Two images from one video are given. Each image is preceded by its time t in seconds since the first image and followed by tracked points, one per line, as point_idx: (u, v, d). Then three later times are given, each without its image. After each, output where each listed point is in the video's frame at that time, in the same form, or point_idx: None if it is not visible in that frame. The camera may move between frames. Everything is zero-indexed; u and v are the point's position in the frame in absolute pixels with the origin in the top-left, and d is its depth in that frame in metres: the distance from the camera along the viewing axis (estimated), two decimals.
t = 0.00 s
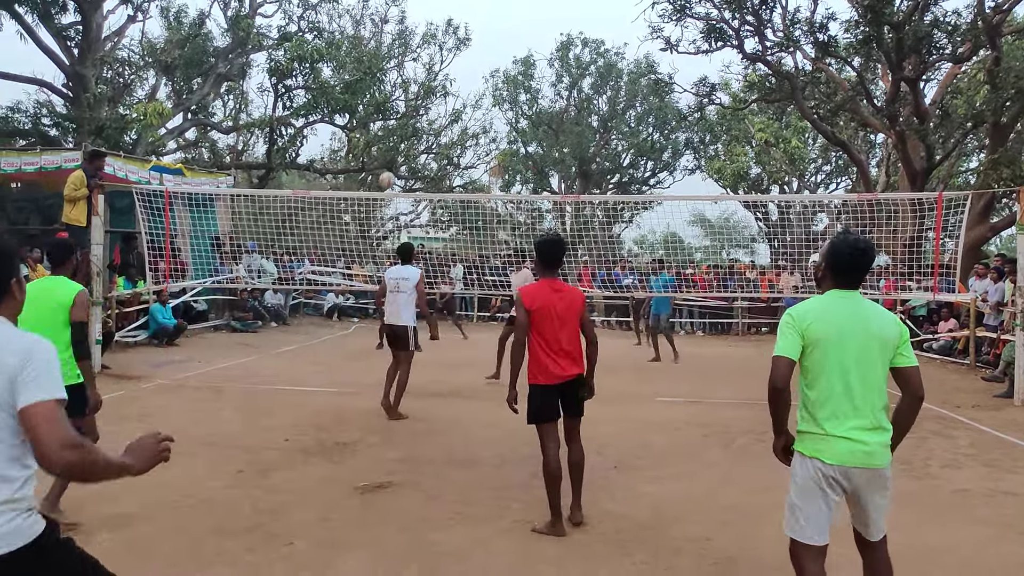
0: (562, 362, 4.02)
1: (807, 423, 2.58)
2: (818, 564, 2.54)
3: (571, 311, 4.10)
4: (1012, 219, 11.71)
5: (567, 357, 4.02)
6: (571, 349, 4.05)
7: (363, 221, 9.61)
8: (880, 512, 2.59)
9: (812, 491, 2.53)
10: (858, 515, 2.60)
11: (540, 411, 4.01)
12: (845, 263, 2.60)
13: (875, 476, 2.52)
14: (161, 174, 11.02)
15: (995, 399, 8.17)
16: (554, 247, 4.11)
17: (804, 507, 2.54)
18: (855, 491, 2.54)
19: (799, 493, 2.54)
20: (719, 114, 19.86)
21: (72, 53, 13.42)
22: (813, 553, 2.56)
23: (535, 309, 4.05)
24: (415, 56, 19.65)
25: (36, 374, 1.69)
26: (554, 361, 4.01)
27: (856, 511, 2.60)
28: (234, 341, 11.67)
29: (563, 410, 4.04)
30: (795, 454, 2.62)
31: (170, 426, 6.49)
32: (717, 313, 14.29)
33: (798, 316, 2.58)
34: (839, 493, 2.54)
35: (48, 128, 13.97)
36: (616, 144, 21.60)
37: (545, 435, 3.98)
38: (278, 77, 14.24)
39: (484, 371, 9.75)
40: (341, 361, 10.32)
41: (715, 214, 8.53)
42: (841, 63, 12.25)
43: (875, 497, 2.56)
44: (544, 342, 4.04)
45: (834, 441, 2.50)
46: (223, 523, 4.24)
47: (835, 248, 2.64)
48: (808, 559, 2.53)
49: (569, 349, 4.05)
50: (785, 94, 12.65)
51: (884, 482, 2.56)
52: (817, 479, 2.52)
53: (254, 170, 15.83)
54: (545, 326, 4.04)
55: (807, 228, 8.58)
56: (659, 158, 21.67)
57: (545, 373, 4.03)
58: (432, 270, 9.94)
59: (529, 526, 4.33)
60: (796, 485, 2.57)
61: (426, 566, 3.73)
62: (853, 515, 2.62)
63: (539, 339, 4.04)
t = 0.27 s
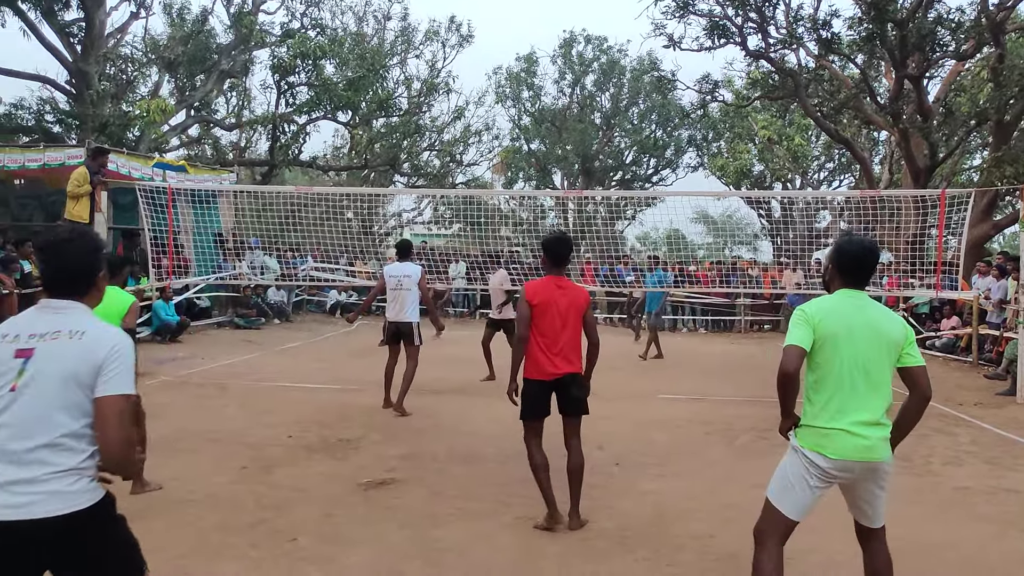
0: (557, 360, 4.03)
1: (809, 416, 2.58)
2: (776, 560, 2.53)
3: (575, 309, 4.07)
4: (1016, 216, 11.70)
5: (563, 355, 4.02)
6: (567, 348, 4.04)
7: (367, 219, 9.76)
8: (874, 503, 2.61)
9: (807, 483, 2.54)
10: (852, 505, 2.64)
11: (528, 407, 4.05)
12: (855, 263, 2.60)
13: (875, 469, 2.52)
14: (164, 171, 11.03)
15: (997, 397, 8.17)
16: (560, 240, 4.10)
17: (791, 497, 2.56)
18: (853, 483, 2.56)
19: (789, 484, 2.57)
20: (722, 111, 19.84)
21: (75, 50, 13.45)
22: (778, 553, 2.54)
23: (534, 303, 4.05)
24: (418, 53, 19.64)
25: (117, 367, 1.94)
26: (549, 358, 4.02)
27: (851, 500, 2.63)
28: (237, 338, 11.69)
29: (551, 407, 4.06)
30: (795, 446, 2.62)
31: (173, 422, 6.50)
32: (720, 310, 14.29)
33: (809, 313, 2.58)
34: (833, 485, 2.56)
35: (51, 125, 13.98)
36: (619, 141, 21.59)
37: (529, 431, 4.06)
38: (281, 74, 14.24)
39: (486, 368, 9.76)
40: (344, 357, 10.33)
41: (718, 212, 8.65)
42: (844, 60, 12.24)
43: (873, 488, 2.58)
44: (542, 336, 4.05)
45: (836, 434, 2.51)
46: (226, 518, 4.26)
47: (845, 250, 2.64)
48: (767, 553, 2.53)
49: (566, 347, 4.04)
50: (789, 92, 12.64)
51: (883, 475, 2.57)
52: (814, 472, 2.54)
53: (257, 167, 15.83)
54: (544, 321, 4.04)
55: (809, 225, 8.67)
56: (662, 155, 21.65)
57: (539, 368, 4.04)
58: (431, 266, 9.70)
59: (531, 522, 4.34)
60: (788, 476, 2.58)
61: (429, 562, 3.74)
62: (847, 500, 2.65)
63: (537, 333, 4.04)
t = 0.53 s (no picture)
0: (544, 356, 3.99)
1: (792, 418, 2.57)
2: (768, 561, 2.53)
3: (568, 309, 4.06)
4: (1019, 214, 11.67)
5: (553, 353, 3.99)
6: (557, 346, 4.01)
7: (370, 217, 9.76)
8: (865, 506, 2.56)
9: (793, 484, 2.51)
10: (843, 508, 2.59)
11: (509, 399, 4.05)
12: (832, 265, 2.60)
13: (860, 469, 2.49)
14: (168, 169, 11.05)
15: (1001, 395, 8.15)
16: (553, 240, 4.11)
17: (776, 498, 2.54)
18: (839, 484, 2.53)
19: (775, 486, 2.54)
20: (725, 109, 19.82)
21: (79, 48, 13.48)
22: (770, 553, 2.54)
23: (527, 301, 4.04)
24: (421, 51, 19.63)
25: (204, 327, 2.18)
26: (536, 353, 3.99)
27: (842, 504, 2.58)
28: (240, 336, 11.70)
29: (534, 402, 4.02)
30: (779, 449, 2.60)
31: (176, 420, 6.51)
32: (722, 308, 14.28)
33: (787, 317, 2.58)
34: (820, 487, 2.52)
35: (55, 123, 14.01)
36: (622, 139, 21.58)
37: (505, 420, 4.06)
38: (284, 72, 14.26)
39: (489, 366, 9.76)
40: (347, 356, 10.34)
41: (721, 210, 8.61)
42: (847, 57, 12.22)
43: (863, 489, 2.54)
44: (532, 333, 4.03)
45: (818, 435, 2.49)
46: (229, 515, 4.26)
47: (823, 253, 2.63)
48: (757, 555, 2.53)
49: (554, 344, 4.02)
50: (792, 89, 12.61)
51: (871, 475, 2.54)
52: (799, 472, 2.51)
53: (260, 165, 15.85)
54: (536, 318, 4.02)
55: (813, 222, 8.62)
56: (665, 153, 21.64)
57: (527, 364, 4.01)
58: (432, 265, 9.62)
59: (533, 520, 4.34)
60: (773, 478, 2.56)
61: (432, 560, 3.74)
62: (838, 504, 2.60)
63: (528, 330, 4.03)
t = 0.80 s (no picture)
0: (513, 367, 3.97)
1: (789, 415, 2.56)
2: (768, 560, 2.53)
3: (538, 317, 4.05)
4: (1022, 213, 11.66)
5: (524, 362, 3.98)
6: (526, 356, 3.99)
7: (371, 216, 9.75)
8: (864, 502, 2.55)
9: (792, 481, 2.50)
10: (840, 504, 2.58)
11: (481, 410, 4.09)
12: (821, 264, 2.61)
13: (857, 464, 2.49)
14: (170, 167, 11.06)
15: (1003, 394, 8.15)
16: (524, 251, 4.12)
17: (773, 496, 2.53)
18: (835, 480, 2.52)
19: (773, 483, 2.53)
20: (727, 108, 19.80)
21: (81, 46, 13.50)
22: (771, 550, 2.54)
23: (495, 311, 4.04)
24: (423, 49, 19.62)
25: (253, 327, 2.36)
26: (505, 365, 3.99)
27: (840, 500, 2.58)
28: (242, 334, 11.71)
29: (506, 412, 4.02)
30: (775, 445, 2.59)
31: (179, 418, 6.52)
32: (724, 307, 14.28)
33: (778, 315, 2.57)
34: (817, 483, 2.51)
35: (57, 121, 14.02)
36: (624, 137, 21.57)
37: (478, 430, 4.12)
38: (286, 70, 14.25)
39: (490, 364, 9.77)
40: (349, 354, 10.34)
41: (723, 209, 8.48)
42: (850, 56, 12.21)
43: (860, 484, 2.54)
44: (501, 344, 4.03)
45: (816, 431, 2.48)
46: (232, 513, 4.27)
47: (810, 251, 2.64)
48: (757, 554, 2.52)
49: (524, 355, 3.99)
50: (795, 88, 12.58)
51: (867, 470, 2.54)
52: (798, 468, 2.50)
53: (262, 164, 15.85)
54: (503, 330, 4.02)
55: (816, 220, 8.56)
56: (667, 152, 21.62)
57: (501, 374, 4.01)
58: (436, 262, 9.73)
59: (535, 518, 4.35)
60: (770, 475, 2.55)
61: (434, 558, 3.75)
62: (834, 501, 2.59)
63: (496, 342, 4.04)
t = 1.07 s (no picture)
0: (518, 359, 3.98)
1: (788, 412, 2.56)
2: (772, 561, 2.50)
3: (541, 311, 4.05)
4: None
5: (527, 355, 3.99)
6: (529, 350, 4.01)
7: (372, 214, 9.85)
8: (863, 500, 2.55)
9: (793, 478, 2.49)
10: (839, 503, 2.58)
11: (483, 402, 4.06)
12: (823, 261, 2.58)
13: (855, 462, 2.49)
14: (171, 166, 11.06)
15: (1005, 393, 8.14)
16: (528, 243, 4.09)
17: (775, 494, 2.52)
18: (835, 478, 2.52)
19: (774, 481, 2.52)
20: (728, 106, 19.79)
21: (82, 44, 13.52)
22: (774, 549, 2.52)
23: (500, 304, 4.02)
24: (424, 48, 19.63)
25: (281, 312, 2.53)
26: (509, 357, 3.99)
27: (840, 499, 2.57)
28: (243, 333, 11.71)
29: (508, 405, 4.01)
30: (774, 443, 2.59)
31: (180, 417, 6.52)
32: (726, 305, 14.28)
33: (778, 314, 2.56)
34: (817, 481, 2.51)
35: (59, 120, 14.02)
36: (625, 136, 21.57)
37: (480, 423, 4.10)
38: (287, 69, 14.24)
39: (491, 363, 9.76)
40: (350, 353, 10.34)
41: (725, 207, 8.48)
42: (852, 54, 12.20)
43: (859, 483, 2.54)
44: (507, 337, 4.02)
45: (815, 428, 2.48)
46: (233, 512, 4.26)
47: (812, 247, 2.62)
48: (761, 555, 2.50)
49: (527, 347, 4.01)
50: (796, 86, 12.56)
51: (866, 467, 2.54)
52: (797, 466, 2.49)
53: (263, 162, 15.86)
54: (509, 322, 4.01)
55: (817, 219, 8.64)
56: (668, 150, 21.62)
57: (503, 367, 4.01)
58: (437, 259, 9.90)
59: (536, 517, 4.34)
60: (771, 473, 2.54)
61: (435, 556, 3.75)
62: (833, 501, 2.58)
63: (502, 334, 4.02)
